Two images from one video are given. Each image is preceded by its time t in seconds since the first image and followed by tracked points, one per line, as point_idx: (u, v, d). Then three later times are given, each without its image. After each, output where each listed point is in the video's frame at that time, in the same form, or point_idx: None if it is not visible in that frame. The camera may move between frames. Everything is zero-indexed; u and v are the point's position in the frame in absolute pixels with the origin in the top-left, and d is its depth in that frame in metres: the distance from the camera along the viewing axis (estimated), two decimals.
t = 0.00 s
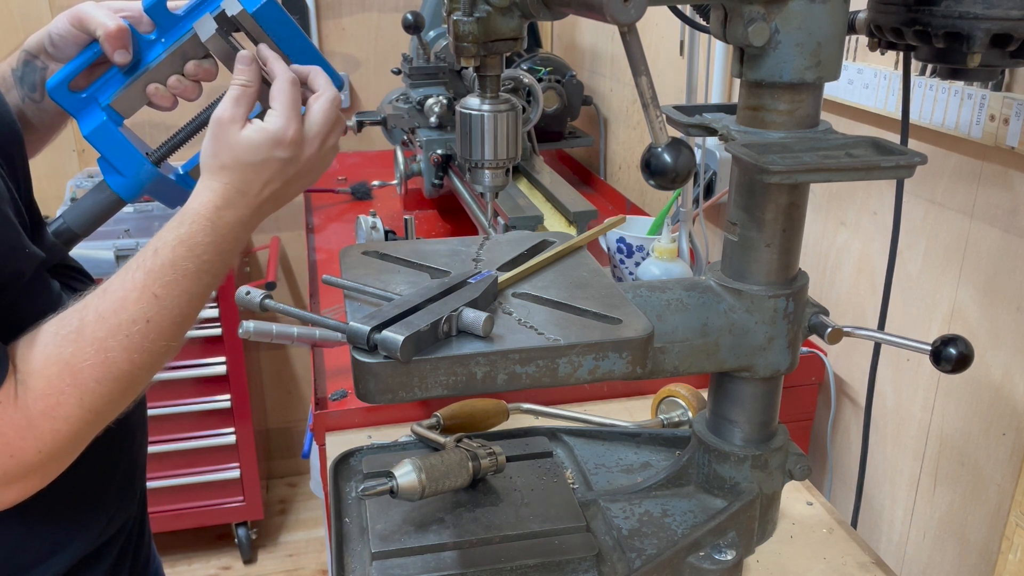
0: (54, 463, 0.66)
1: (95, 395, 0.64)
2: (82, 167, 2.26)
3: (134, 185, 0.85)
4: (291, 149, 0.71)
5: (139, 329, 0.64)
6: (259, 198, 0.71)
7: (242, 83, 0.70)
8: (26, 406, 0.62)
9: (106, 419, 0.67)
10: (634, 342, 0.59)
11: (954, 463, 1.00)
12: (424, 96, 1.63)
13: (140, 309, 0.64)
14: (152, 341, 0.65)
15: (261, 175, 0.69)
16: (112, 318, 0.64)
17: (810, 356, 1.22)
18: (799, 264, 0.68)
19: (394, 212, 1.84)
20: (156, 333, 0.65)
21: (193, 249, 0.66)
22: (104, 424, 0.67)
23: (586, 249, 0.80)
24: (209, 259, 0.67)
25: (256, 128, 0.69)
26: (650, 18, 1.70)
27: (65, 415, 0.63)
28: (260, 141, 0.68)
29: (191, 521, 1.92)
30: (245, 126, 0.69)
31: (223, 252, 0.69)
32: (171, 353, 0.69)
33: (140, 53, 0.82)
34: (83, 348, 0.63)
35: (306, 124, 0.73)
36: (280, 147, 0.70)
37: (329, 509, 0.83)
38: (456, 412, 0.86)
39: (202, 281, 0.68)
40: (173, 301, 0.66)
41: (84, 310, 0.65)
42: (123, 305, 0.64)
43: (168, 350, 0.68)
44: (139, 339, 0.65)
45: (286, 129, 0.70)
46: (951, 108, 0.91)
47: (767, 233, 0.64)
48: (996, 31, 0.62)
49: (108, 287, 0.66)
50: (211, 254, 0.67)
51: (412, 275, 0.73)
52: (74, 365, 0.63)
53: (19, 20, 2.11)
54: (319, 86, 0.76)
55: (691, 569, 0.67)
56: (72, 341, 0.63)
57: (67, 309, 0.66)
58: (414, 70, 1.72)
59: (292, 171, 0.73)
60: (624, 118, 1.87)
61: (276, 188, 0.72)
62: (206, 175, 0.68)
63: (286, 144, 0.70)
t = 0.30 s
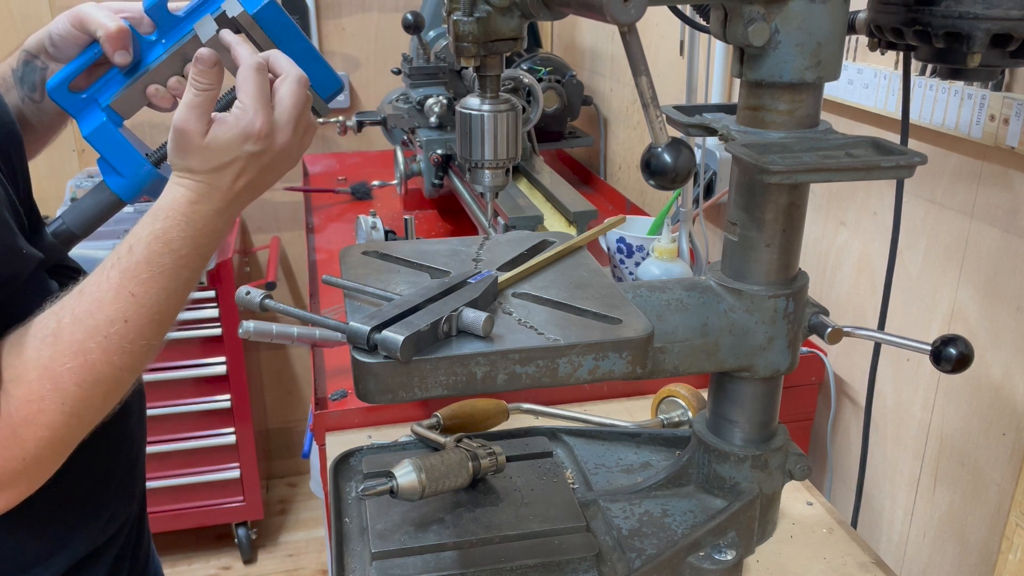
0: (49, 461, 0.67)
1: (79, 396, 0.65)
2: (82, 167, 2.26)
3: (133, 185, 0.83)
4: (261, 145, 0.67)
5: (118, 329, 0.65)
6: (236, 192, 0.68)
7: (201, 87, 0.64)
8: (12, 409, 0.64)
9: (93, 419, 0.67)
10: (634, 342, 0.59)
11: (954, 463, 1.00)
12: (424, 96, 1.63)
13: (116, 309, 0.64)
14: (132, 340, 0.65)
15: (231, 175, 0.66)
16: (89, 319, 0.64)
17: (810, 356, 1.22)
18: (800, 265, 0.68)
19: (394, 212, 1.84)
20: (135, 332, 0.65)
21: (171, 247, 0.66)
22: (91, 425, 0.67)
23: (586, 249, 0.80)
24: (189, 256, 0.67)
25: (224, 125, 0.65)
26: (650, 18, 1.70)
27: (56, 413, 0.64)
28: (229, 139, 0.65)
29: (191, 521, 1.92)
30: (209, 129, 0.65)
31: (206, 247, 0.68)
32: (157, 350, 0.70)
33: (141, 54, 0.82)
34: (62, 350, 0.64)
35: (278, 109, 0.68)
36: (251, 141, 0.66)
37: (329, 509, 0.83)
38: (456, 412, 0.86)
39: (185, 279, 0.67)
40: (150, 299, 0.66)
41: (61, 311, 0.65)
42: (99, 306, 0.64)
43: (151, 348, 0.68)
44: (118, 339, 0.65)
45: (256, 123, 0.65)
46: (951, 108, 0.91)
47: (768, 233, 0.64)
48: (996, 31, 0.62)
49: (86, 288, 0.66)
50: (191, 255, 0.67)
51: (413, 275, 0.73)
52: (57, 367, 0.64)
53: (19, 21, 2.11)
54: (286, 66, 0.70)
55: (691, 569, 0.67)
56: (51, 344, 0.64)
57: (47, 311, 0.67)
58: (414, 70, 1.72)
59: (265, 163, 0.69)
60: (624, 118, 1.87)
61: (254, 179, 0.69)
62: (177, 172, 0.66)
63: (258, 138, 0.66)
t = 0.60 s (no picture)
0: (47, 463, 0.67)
1: (74, 401, 0.64)
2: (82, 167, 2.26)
3: (133, 189, 0.83)
4: (253, 137, 0.66)
5: (113, 333, 0.64)
6: (233, 193, 0.68)
7: (186, 87, 0.64)
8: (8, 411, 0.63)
9: (89, 424, 0.67)
10: (634, 342, 0.59)
11: (954, 464, 1.00)
12: (424, 96, 1.63)
13: (111, 313, 0.64)
14: (127, 344, 0.65)
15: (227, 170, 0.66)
16: (83, 324, 0.64)
17: (810, 356, 1.22)
18: (799, 264, 0.68)
19: (394, 212, 1.84)
20: (130, 336, 0.65)
21: (167, 250, 0.65)
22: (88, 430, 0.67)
23: (586, 249, 0.80)
24: (190, 264, 0.67)
25: (211, 123, 0.65)
26: (650, 18, 1.70)
27: (53, 413, 0.64)
28: (217, 136, 0.64)
29: (191, 521, 1.92)
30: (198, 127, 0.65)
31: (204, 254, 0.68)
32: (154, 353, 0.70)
33: (143, 57, 0.80)
34: (56, 355, 0.64)
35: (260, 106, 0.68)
36: (241, 138, 0.65)
37: (329, 508, 0.83)
38: (456, 413, 0.86)
39: (184, 284, 0.67)
40: (146, 301, 0.65)
41: (55, 316, 0.65)
42: (94, 310, 0.64)
43: (148, 351, 0.68)
44: (113, 343, 0.65)
45: (243, 118, 0.65)
46: (951, 108, 0.91)
47: (767, 233, 0.64)
48: (996, 31, 0.62)
49: (81, 292, 0.66)
50: (186, 255, 0.66)
51: (413, 275, 0.73)
52: (54, 369, 0.63)
53: (19, 21, 2.11)
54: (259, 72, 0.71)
55: (691, 569, 0.67)
56: (45, 349, 0.64)
57: (44, 313, 0.67)
58: (414, 71, 1.72)
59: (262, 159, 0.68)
60: (624, 118, 1.87)
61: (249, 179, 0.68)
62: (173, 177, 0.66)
63: (247, 133, 0.66)
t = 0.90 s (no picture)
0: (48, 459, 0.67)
1: (86, 376, 0.64)
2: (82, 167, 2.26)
3: (127, 189, 0.83)
4: (227, 98, 0.64)
5: (118, 307, 0.64)
6: (222, 159, 0.67)
7: (149, 54, 0.62)
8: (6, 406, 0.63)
9: (101, 404, 0.67)
10: (634, 342, 0.59)
11: (954, 463, 1.00)
12: (424, 96, 1.63)
13: (114, 287, 0.64)
14: (134, 317, 0.65)
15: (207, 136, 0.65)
16: (88, 300, 0.64)
17: (810, 356, 1.22)
18: (799, 265, 0.68)
19: (394, 212, 1.84)
20: (136, 309, 0.65)
21: (162, 219, 0.65)
22: (101, 409, 0.67)
23: (586, 249, 0.80)
24: (187, 244, 0.67)
25: (184, 89, 0.63)
26: (650, 18, 1.70)
27: (51, 409, 0.64)
28: (192, 101, 0.63)
29: (191, 521, 1.92)
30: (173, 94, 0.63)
31: (202, 230, 0.68)
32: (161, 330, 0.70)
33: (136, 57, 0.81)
34: (63, 333, 0.64)
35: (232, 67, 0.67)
36: (217, 99, 0.64)
37: (329, 508, 0.83)
38: (456, 413, 0.86)
39: (183, 257, 0.67)
40: (148, 273, 0.65)
41: (59, 296, 0.65)
42: (97, 286, 0.64)
43: (156, 325, 0.68)
44: (119, 317, 0.65)
45: (216, 78, 0.64)
46: (951, 108, 0.91)
47: (767, 233, 0.64)
48: (996, 31, 0.62)
49: (84, 271, 0.66)
50: (181, 224, 0.66)
51: (413, 275, 0.73)
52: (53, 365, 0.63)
53: (19, 21, 2.11)
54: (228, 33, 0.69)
55: (691, 569, 0.67)
56: (52, 328, 0.64)
57: (46, 296, 0.67)
58: (414, 71, 1.72)
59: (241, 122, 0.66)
60: (624, 118, 1.87)
61: (234, 142, 0.67)
62: (162, 157, 0.65)
63: (223, 94, 0.64)
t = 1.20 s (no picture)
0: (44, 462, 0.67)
1: (77, 382, 0.64)
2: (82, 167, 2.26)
3: (123, 189, 0.83)
4: (212, 101, 0.64)
5: (108, 313, 0.64)
6: (213, 163, 0.66)
7: (131, 59, 0.62)
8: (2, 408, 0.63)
9: (92, 409, 0.67)
10: (634, 342, 0.59)
11: (954, 463, 1.00)
12: (424, 96, 1.64)
13: (105, 293, 0.64)
14: (124, 323, 0.65)
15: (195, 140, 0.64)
16: (79, 306, 0.64)
17: (810, 356, 1.22)
18: (800, 265, 0.68)
19: (394, 212, 1.84)
20: (127, 315, 0.65)
21: (154, 224, 0.65)
22: (94, 413, 0.68)
23: (586, 249, 0.80)
24: (184, 244, 0.67)
25: (167, 93, 0.63)
26: (650, 18, 1.70)
27: (47, 411, 0.64)
28: (175, 105, 0.63)
29: (191, 521, 1.92)
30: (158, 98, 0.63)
31: (197, 233, 0.68)
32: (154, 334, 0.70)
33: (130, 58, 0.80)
34: (54, 338, 0.63)
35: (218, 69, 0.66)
36: (200, 102, 0.63)
37: (329, 508, 0.83)
38: (456, 413, 0.86)
39: (176, 262, 0.67)
40: (138, 278, 0.65)
41: (50, 301, 0.65)
42: (88, 291, 0.64)
43: (148, 330, 0.68)
44: (110, 323, 0.65)
45: (198, 81, 0.63)
46: (951, 108, 0.91)
47: (767, 233, 0.64)
48: (996, 31, 0.62)
49: (76, 275, 0.66)
50: (174, 228, 0.66)
51: (413, 275, 0.73)
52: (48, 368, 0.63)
53: (19, 21, 2.11)
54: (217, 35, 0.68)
55: (691, 569, 0.67)
56: (43, 333, 0.64)
57: (38, 300, 0.67)
58: (414, 70, 1.72)
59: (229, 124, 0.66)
60: (624, 118, 1.87)
61: (224, 146, 0.66)
62: (155, 162, 0.65)
63: (206, 96, 0.63)
